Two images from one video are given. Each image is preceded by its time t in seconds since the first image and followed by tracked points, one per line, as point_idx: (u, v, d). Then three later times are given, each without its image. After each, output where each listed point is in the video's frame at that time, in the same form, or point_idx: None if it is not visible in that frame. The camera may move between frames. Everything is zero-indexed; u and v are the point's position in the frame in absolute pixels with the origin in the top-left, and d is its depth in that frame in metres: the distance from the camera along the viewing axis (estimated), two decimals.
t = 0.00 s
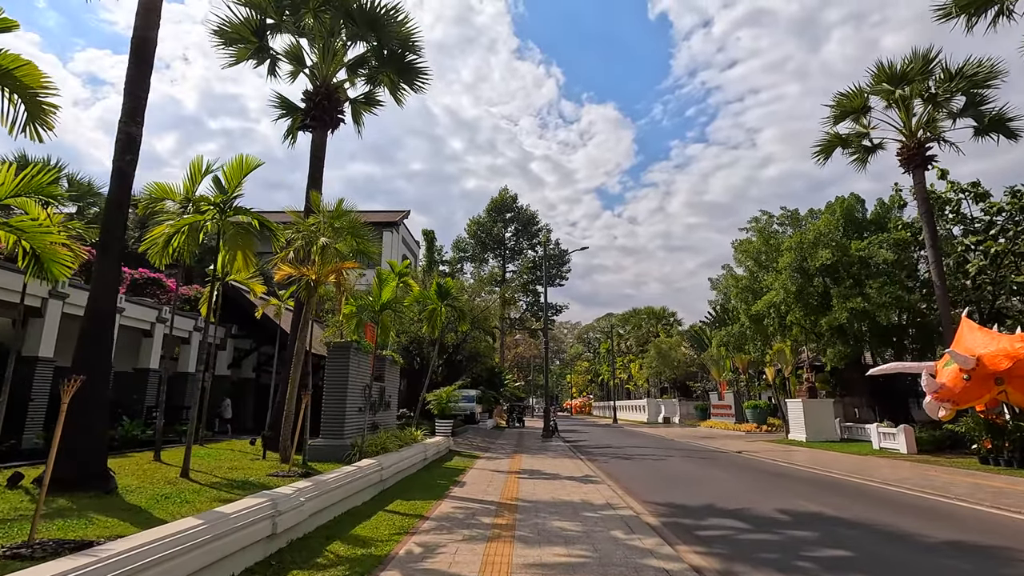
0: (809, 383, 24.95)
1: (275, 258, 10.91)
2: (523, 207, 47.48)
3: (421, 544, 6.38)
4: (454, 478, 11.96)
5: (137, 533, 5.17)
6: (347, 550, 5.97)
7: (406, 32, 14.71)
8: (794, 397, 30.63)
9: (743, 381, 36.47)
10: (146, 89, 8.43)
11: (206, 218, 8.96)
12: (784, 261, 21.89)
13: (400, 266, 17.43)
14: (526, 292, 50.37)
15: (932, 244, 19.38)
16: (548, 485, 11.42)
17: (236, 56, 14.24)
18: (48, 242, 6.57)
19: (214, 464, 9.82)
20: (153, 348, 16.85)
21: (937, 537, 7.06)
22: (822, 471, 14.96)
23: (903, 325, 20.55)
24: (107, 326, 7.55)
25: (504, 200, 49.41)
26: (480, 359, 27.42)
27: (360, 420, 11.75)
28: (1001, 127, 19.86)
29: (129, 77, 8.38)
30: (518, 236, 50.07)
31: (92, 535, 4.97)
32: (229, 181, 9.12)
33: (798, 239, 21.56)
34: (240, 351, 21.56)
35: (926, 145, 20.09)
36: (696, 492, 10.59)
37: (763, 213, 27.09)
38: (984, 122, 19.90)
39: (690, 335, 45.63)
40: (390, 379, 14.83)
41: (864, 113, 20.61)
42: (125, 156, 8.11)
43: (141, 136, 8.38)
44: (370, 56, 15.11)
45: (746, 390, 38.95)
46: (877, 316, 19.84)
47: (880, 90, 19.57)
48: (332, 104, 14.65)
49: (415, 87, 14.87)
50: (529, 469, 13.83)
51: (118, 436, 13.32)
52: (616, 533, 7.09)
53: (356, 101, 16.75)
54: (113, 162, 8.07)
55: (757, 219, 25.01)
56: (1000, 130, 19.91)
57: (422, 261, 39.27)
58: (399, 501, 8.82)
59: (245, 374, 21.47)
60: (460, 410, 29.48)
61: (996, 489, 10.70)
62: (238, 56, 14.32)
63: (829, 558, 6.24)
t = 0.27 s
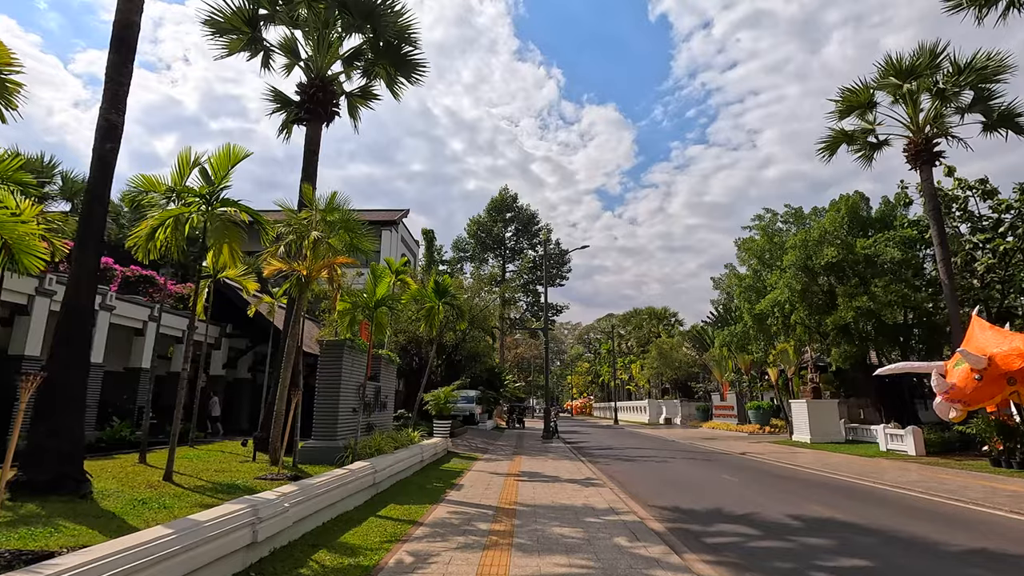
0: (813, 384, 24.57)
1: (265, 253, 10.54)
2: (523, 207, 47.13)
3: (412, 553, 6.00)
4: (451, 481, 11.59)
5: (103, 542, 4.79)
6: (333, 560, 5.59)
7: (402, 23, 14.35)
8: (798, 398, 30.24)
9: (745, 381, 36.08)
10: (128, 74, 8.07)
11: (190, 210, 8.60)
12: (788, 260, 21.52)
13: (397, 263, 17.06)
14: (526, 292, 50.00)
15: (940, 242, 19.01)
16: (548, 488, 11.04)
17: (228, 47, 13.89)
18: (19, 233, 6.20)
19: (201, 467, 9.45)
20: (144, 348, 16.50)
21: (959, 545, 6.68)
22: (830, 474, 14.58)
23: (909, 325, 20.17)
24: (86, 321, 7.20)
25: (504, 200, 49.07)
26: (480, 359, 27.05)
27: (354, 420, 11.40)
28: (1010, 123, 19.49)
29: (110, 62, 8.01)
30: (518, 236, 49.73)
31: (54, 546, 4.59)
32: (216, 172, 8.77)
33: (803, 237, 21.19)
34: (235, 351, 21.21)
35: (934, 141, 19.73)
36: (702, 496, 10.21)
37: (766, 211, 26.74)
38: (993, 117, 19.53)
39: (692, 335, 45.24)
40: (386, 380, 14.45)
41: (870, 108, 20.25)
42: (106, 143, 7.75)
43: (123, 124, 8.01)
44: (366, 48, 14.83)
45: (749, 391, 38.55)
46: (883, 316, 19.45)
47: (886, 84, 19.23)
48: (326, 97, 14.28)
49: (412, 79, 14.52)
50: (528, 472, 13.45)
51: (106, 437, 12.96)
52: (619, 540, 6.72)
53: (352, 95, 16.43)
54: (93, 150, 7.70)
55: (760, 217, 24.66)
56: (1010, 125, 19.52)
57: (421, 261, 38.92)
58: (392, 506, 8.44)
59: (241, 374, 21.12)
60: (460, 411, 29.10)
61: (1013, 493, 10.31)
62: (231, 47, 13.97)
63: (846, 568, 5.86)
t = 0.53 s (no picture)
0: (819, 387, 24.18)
1: (257, 249, 10.18)
2: (524, 208, 46.80)
3: (405, 565, 5.62)
4: (449, 486, 11.21)
5: (67, 556, 4.42)
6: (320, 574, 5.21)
7: (400, 16, 14.02)
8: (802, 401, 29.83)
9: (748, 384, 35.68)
10: (111, 62, 7.71)
11: (177, 204, 8.25)
12: (793, 260, 21.14)
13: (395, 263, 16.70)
14: (526, 294, 49.63)
15: (949, 241, 18.63)
16: (550, 494, 10.66)
17: (222, 40, 13.57)
18: None
19: (188, 472, 9.07)
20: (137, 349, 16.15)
21: (988, 557, 6.29)
22: (839, 478, 14.20)
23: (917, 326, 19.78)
24: (63, 320, 6.84)
25: (504, 201, 48.75)
26: (480, 361, 26.69)
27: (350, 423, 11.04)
28: (1020, 120, 19.13)
29: (92, 49, 7.64)
30: (518, 238, 49.39)
31: (13, 559, 4.22)
32: (203, 163, 8.43)
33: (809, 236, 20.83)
34: (231, 352, 20.85)
35: (942, 139, 19.39)
36: (710, 502, 9.82)
37: (770, 211, 26.38)
38: (1002, 115, 19.17)
39: (695, 337, 44.85)
40: (382, 381, 14.06)
41: (877, 105, 19.92)
42: (87, 134, 7.39)
43: (105, 113, 7.65)
44: (363, 42, 14.47)
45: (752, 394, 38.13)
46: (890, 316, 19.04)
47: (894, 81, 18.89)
48: (322, 91, 13.95)
49: (410, 74, 14.18)
50: (529, 476, 13.07)
51: (94, 441, 12.58)
52: (626, 551, 6.34)
53: (349, 90, 16.10)
54: (73, 141, 7.34)
55: (764, 216, 24.32)
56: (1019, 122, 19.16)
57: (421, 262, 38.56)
58: (386, 513, 8.05)
59: (236, 376, 20.76)
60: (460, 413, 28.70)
61: None
62: (225, 40, 13.64)
63: None
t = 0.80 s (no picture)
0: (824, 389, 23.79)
1: (248, 245, 9.79)
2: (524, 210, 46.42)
3: None
4: (447, 493, 10.81)
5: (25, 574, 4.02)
6: None
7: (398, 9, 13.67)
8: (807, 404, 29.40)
9: (751, 387, 35.28)
10: (93, 47, 7.33)
11: (163, 197, 7.89)
12: (799, 260, 20.75)
13: (393, 262, 16.32)
14: (527, 297, 49.21)
15: (959, 241, 18.27)
16: (552, 501, 10.26)
17: (215, 33, 13.20)
18: None
19: (174, 477, 8.67)
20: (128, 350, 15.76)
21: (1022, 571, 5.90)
22: (849, 484, 13.81)
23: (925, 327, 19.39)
24: (38, 318, 6.45)
25: (504, 203, 48.38)
26: (480, 363, 26.29)
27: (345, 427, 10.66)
28: None
29: (74, 33, 7.27)
30: (519, 240, 49.01)
31: None
32: (190, 155, 8.07)
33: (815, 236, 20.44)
34: (227, 354, 20.46)
35: (951, 137, 19.03)
36: (720, 510, 9.41)
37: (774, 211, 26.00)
38: (1012, 112, 18.83)
39: (697, 340, 44.45)
40: (380, 383, 13.67)
41: (884, 103, 19.58)
42: (66, 122, 7.01)
43: (86, 101, 7.27)
44: (361, 35, 14.11)
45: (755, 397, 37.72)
46: (898, 318, 18.60)
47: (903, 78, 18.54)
48: (318, 85, 13.59)
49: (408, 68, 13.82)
50: (531, 482, 12.67)
51: (80, 445, 12.17)
52: (636, 564, 5.95)
53: (346, 86, 15.74)
54: (52, 129, 6.96)
55: (769, 216, 23.96)
56: None
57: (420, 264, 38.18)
58: (381, 521, 7.66)
59: (232, 378, 20.38)
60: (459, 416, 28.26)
61: None
62: (218, 33, 13.28)
63: None
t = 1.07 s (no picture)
0: (826, 391, 23.50)
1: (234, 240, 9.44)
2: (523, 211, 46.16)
3: None
4: (442, 497, 10.46)
5: None
6: None
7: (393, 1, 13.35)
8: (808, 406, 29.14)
9: (751, 388, 35.00)
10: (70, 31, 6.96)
11: (144, 189, 7.54)
12: (801, 260, 20.47)
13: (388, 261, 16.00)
14: (525, 298, 48.90)
15: (963, 240, 18.01)
16: (551, 506, 9.94)
17: (205, 25, 12.87)
18: None
19: (155, 483, 8.32)
20: (117, 350, 15.40)
21: None
22: (854, 487, 13.50)
23: (929, 327, 19.07)
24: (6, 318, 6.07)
25: (503, 203, 48.09)
26: (477, 365, 25.95)
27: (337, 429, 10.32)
28: None
29: (50, 16, 6.90)
30: (517, 241, 48.72)
31: None
32: (173, 145, 7.73)
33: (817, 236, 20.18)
34: (220, 355, 20.10)
35: (955, 134, 18.77)
36: (723, 516, 9.10)
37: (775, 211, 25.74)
38: (1016, 109, 18.56)
39: (696, 341, 44.18)
40: (374, 385, 13.34)
41: (887, 100, 19.33)
42: (40, 109, 6.63)
43: (62, 89, 6.89)
44: (355, 28, 13.78)
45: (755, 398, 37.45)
46: (901, 319, 18.23)
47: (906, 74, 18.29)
48: (311, 79, 13.26)
49: (404, 61, 13.50)
50: (528, 486, 12.33)
51: (64, 448, 11.81)
52: None
53: (341, 81, 15.42)
54: (25, 117, 6.57)
55: (770, 216, 23.70)
56: None
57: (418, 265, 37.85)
58: (372, 529, 7.32)
59: (225, 380, 20.02)
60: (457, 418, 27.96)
61: None
62: (208, 26, 12.96)
63: None
